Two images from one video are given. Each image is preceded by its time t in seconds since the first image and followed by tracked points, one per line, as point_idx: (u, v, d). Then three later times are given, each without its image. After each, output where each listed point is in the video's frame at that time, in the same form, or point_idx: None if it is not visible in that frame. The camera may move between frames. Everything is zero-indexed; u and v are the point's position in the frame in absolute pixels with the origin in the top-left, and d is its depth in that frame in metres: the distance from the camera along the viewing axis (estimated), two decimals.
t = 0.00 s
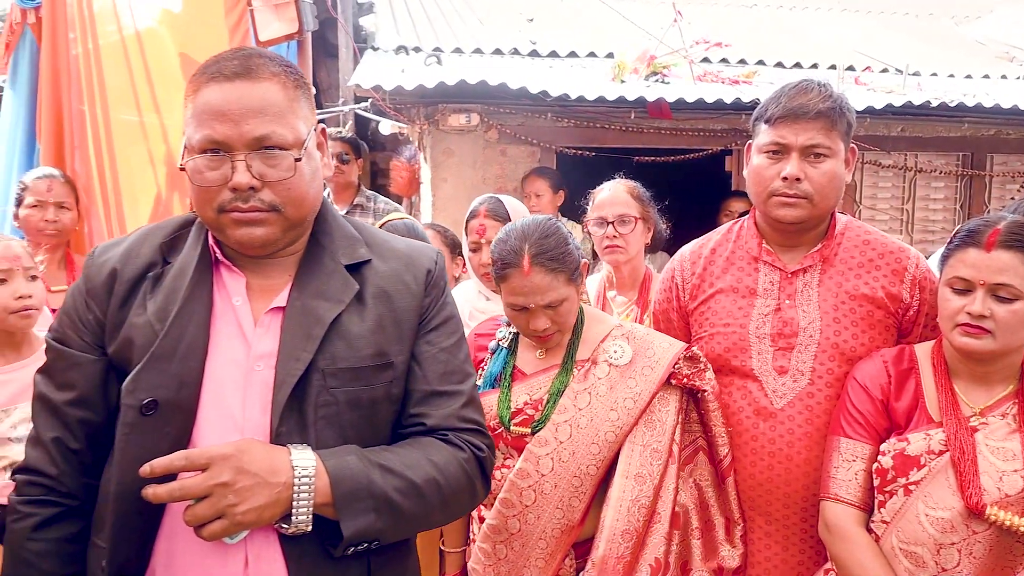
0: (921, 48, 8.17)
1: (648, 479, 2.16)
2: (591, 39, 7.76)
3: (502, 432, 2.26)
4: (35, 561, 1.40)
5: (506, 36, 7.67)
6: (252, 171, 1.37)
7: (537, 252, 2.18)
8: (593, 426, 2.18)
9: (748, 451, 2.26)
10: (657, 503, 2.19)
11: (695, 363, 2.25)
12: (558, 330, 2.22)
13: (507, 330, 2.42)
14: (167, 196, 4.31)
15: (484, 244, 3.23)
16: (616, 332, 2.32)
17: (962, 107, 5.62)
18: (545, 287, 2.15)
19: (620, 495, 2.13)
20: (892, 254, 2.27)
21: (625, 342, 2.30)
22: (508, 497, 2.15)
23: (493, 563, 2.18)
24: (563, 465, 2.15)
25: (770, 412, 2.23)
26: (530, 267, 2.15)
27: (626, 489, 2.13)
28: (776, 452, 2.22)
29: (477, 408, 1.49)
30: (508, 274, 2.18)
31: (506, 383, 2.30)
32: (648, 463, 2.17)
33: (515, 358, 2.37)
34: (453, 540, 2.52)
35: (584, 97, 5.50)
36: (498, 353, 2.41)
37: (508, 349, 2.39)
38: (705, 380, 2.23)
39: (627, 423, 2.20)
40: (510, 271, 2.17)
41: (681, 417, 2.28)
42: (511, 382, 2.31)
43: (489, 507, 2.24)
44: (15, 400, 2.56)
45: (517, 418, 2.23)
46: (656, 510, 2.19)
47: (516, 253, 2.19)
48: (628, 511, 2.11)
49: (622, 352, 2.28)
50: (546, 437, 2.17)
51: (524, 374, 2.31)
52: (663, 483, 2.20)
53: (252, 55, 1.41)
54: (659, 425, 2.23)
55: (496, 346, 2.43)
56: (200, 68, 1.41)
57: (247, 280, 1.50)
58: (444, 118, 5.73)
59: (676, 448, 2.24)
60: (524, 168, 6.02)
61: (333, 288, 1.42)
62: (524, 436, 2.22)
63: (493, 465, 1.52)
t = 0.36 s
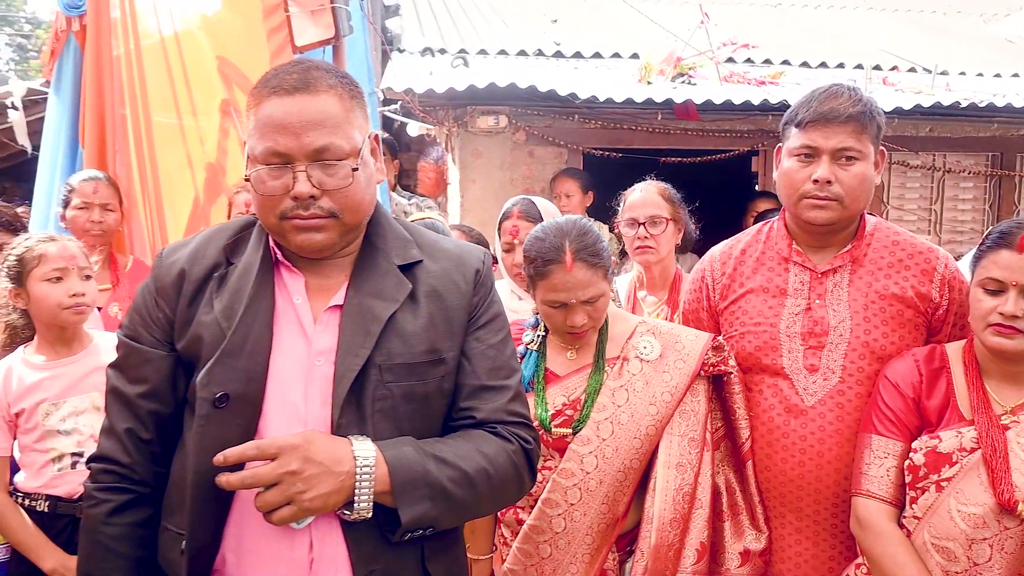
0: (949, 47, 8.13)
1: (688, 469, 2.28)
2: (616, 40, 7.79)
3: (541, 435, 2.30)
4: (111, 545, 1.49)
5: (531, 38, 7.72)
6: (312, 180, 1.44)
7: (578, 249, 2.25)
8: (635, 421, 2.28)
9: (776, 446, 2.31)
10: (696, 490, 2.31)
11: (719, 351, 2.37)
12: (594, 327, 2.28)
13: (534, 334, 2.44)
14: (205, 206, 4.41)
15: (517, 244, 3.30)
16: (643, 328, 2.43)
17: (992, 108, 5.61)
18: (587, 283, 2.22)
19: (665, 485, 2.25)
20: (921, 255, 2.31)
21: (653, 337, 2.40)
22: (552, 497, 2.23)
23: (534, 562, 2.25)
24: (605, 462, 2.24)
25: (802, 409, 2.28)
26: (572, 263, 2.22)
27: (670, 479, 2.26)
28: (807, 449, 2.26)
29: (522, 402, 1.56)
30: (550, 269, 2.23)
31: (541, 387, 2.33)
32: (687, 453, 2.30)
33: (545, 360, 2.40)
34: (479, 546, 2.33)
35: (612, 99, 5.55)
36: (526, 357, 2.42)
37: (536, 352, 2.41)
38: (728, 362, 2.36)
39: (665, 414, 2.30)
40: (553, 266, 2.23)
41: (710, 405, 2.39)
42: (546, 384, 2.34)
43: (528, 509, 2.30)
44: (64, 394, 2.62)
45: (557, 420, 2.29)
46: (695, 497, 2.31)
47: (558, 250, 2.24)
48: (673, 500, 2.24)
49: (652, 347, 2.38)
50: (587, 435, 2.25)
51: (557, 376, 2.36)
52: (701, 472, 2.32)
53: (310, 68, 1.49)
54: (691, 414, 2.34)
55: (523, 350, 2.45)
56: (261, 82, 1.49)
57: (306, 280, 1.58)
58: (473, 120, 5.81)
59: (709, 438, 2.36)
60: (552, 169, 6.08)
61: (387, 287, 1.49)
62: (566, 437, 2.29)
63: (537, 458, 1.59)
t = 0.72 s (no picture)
0: (973, 45, 8.10)
1: (722, 462, 2.37)
2: (638, 41, 7.85)
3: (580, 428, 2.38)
4: (173, 528, 1.58)
5: (552, 38, 7.78)
6: (362, 185, 1.52)
7: (627, 240, 2.35)
8: (671, 415, 2.36)
9: (801, 441, 2.37)
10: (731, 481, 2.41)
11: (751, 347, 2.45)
12: (636, 320, 2.36)
13: (571, 331, 2.52)
14: (235, 208, 4.53)
15: (545, 244, 3.38)
16: (678, 325, 2.50)
17: (1016, 108, 5.61)
18: (635, 272, 2.31)
19: (699, 476, 2.33)
20: (944, 254, 2.36)
21: (690, 334, 2.47)
22: (590, 488, 2.32)
23: (569, 553, 2.33)
24: (644, 454, 2.32)
25: (826, 405, 2.33)
26: (623, 252, 2.31)
27: (704, 470, 2.34)
28: (831, 443, 2.32)
29: (558, 395, 1.64)
30: (600, 257, 2.31)
31: (579, 381, 2.41)
32: (721, 447, 2.38)
33: (583, 355, 2.47)
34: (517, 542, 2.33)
35: (636, 101, 5.61)
36: (565, 353, 2.49)
37: (574, 348, 2.49)
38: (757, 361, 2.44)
39: (700, 409, 2.39)
40: (603, 255, 2.31)
41: (741, 402, 2.48)
42: (584, 379, 2.42)
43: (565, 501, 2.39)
44: (111, 388, 2.70)
45: (596, 413, 2.37)
46: (729, 489, 2.40)
47: (608, 239, 2.34)
48: (708, 491, 2.32)
49: (688, 343, 2.45)
50: (626, 427, 2.34)
51: (596, 370, 2.43)
52: (734, 467, 2.42)
53: (360, 77, 1.57)
54: (725, 409, 2.44)
55: (562, 346, 2.52)
56: (314, 91, 1.57)
57: (353, 277, 1.66)
58: (498, 122, 5.89)
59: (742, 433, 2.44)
60: (575, 169, 6.17)
61: (431, 285, 1.57)
62: (604, 429, 2.37)
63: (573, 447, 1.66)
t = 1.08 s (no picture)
0: (989, 45, 8.10)
1: (744, 458, 2.43)
2: (653, 42, 7.91)
3: (603, 414, 2.50)
4: (211, 513, 1.67)
5: (568, 40, 7.84)
6: (388, 206, 1.57)
7: (666, 225, 2.52)
8: (693, 409, 2.44)
9: (817, 436, 2.42)
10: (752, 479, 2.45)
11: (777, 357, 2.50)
12: (671, 307, 2.47)
13: (602, 326, 2.66)
14: (259, 204, 4.73)
15: (563, 244, 3.46)
16: (708, 325, 2.57)
17: None
18: (672, 254, 2.46)
19: (720, 470, 2.39)
20: (956, 252, 2.42)
21: (718, 334, 2.54)
22: (610, 476, 2.42)
23: (588, 540, 2.44)
24: (664, 445, 2.41)
25: (840, 399, 2.39)
26: (662, 234, 2.48)
27: (726, 465, 2.40)
28: (846, 437, 2.37)
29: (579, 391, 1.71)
30: (640, 239, 2.47)
31: (606, 371, 2.54)
32: (743, 443, 2.44)
33: (612, 348, 2.60)
34: (543, 525, 2.48)
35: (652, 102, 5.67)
36: (595, 346, 2.63)
37: (605, 341, 2.62)
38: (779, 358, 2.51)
39: (724, 406, 2.45)
40: (643, 236, 2.48)
41: (766, 404, 2.54)
42: (610, 369, 2.54)
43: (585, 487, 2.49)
44: (146, 382, 2.79)
45: (620, 402, 2.49)
46: (750, 487, 2.45)
47: (648, 224, 2.51)
48: (729, 484, 2.38)
49: (715, 342, 2.52)
50: (647, 419, 2.43)
51: (623, 362, 2.55)
52: (756, 464, 2.47)
53: (390, 97, 1.61)
54: (750, 409, 2.49)
55: (593, 340, 2.66)
56: (343, 107, 1.61)
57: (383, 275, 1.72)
58: (515, 123, 5.96)
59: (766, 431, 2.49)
60: (591, 170, 6.24)
61: (458, 283, 1.64)
62: (626, 418, 2.48)
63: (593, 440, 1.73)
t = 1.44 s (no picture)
0: (1007, 44, 8.09)
1: (761, 458, 2.47)
2: (668, 43, 7.96)
3: (622, 408, 2.56)
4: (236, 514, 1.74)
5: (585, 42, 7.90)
6: (412, 253, 1.59)
7: (694, 215, 2.67)
8: (711, 408, 2.50)
9: (833, 435, 2.47)
10: (768, 480, 2.50)
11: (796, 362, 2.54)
12: (693, 294, 2.57)
13: (627, 321, 2.72)
14: (282, 208, 4.82)
15: (581, 245, 3.52)
16: (731, 326, 2.61)
17: None
18: (697, 241, 2.59)
19: (736, 469, 2.45)
20: (970, 254, 2.46)
21: (740, 335, 2.58)
22: (627, 469, 2.49)
23: (606, 531, 2.51)
24: (681, 440, 2.48)
25: (855, 398, 2.44)
26: (688, 221, 2.62)
27: (743, 463, 2.45)
28: (861, 436, 2.42)
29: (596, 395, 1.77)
30: (667, 225, 2.63)
31: (629, 366, 2.60)
32: (761, 444, 2.48)
33: (636, 344, 2.66)
34: (562, 512, 2.54)
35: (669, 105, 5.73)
36: (620, 341, 2.69)
37: (629, 338, 2.68)
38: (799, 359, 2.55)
39: (743, 406, 2.50)
40: (670, 222, 2.64)
41: (787, 405, 2.58)
42: (633, 365, 2.60)
43: (602, 479, 2.57)
44: (178, 379, 2.88)
45: (640, 396, 2.55)
46: (766, 487, 2.49)
47: (677, 212, 2.67)
48: (745, 482, 2.44)
49: (737, 344, 2.57)
50: (665, 414, 2.50)
51: (644, 359, 2.61)
52: (773, 463, 2.52)
53: (415, 140, 1.60)
54: (769, 410, 2.53)
55: (618, 336, 2.72)
56: (369, 148, 1.59)
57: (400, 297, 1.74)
58: (532, 125, 6.03)
59: (783, 432, 2.54)
60: (608, 171, 6.30)
61: (478, 303, 1.69)
62: (644, 413, 2.54)
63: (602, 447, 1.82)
